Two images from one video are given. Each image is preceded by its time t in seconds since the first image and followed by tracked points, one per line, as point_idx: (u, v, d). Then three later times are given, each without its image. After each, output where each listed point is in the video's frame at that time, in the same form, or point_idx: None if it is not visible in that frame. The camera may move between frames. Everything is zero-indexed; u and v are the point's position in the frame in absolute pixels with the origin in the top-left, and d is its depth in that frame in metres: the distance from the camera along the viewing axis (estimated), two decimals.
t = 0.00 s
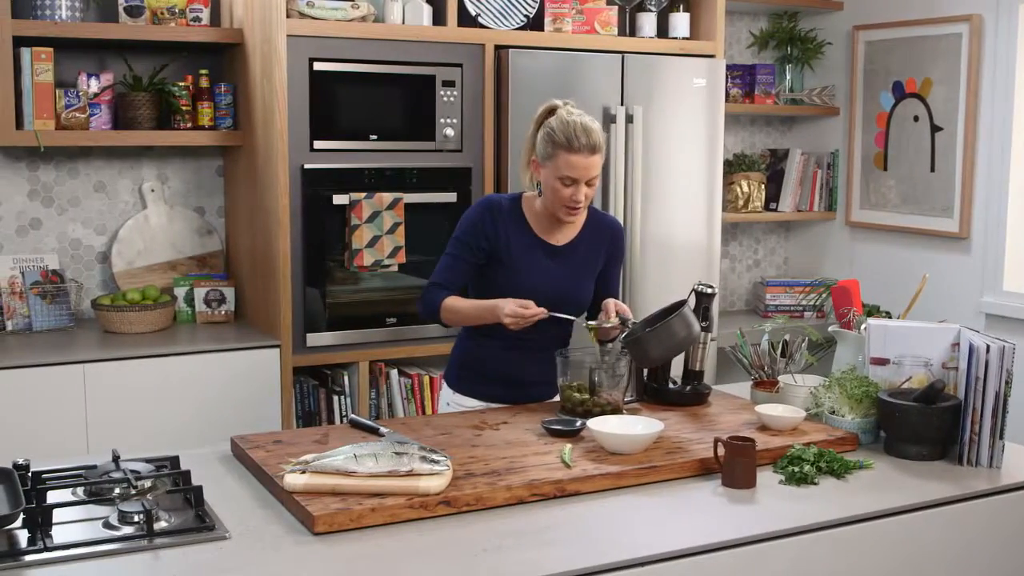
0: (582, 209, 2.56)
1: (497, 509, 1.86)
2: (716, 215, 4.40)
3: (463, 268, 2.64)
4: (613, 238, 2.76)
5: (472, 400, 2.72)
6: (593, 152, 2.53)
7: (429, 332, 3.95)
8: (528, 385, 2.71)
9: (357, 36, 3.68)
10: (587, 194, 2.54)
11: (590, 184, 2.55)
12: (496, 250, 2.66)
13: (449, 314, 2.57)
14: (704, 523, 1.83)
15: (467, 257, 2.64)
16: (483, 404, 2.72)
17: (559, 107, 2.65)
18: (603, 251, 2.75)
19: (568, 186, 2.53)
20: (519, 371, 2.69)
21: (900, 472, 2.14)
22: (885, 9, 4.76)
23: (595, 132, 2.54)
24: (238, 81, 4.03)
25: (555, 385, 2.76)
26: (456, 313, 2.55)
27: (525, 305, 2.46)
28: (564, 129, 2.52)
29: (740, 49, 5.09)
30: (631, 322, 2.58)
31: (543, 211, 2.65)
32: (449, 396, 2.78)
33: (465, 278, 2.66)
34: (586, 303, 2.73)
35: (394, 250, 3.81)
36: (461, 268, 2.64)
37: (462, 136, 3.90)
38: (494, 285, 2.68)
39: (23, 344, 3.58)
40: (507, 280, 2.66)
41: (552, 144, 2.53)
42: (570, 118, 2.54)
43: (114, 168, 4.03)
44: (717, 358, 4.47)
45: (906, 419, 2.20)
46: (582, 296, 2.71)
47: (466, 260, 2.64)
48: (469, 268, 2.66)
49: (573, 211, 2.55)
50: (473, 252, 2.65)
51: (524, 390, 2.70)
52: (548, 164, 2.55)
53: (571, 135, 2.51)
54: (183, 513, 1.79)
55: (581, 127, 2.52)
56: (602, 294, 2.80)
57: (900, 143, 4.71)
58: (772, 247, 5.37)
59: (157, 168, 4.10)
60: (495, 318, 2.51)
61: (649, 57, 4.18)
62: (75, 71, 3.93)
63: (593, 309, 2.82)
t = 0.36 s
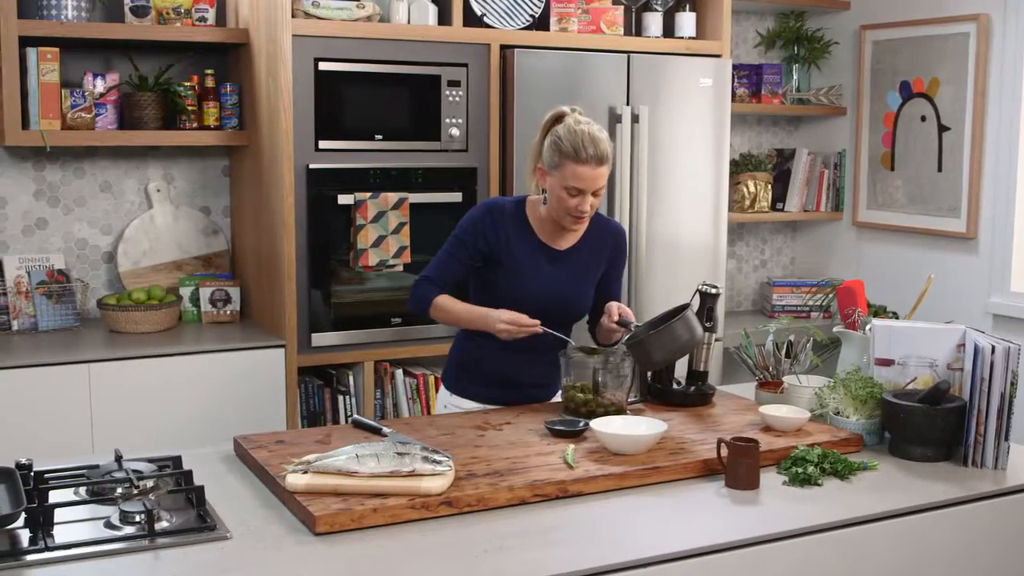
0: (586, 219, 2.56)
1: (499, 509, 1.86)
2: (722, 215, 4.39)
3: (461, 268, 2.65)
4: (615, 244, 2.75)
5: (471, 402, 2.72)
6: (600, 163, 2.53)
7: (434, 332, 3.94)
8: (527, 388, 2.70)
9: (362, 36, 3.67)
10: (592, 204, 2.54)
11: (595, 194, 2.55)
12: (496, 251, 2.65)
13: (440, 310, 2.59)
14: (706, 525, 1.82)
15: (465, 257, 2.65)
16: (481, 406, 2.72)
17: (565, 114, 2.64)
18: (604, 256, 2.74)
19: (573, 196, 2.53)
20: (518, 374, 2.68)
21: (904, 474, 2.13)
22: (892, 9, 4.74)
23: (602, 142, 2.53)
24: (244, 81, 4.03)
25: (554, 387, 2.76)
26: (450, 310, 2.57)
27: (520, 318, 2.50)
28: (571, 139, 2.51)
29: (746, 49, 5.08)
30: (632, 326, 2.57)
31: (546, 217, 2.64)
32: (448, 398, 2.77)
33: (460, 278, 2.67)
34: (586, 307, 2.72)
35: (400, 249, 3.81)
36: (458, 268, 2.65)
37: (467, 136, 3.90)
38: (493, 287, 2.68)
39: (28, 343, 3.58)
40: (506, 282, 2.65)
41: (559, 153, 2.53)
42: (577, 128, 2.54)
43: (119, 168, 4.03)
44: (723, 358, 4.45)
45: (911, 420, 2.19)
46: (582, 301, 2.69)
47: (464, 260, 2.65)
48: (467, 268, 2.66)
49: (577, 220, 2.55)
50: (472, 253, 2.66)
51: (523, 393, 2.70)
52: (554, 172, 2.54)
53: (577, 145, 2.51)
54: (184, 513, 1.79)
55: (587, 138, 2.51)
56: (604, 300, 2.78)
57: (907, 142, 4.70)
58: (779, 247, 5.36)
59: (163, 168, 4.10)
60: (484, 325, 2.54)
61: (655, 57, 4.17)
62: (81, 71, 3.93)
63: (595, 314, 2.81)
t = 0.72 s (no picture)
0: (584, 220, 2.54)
1: (500, 509, 1.85)
2: (726, 215, 4.38)
3: (458, 270, 2.64)
4: (611, 244, 2.75)
5: (466, 404, 2.72)
6: (598, 163, 2.51)
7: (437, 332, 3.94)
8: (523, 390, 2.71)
9: (366, 36, 3.67)
10: (590, 205, 2.53)
11: (593, 194, 2.53)
12: (493, 254, 2.65)
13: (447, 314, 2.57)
14: (708, 526, 1.82)
15: (463, 259, 2.64)
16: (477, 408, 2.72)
17: (562, 115, 2.63)
18: (601, 257, 2.74)
19: (571, 196, 2.51)
20: (515, 377, 2.68)
21: (907, 475, 2.12)
22: (898, 8, 4.73)
23: (599, 142, 2.52)
24: (248, 80, 4.03)
25: (549, 388, 2.76)
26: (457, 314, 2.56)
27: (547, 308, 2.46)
28: (568, 139, 2.50)
29: (751, 48, 5.07)
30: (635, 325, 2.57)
31: (544, 218, 2.62)
32: (441, 401, 2.77)
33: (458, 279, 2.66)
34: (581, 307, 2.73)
35: (403, 249, 3.79)
36: (456, 271, 2.64)
37: (471, 136, 3.90)
38: (489, 289, 2.68)
39: (32, 343, 3.59)
40: (502, 284, 2.65)
41: (556, 153, 2.51)
42: (574, 128, 2.52)
43: (124, 168, 4.03)
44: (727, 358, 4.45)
45: (914, 421, 2.18)
46: (577, 301, 2.70)
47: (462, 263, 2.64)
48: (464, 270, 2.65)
49: (575, 221, 2.54)
50: (469, 254, 2.65)
51: (519, 395, 2.70)
52: (551, 173, 2.53)
53: (575, 145, 2.49)
54: (184, 513, 1.79)
55: (585, 139, 2.50)
56: (600, 300, 2.79)
57: (912, 142, 4.68)
58: (784, 247, 5.34)
59: (167, 167, 4.10)
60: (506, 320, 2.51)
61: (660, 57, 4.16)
62: (85, 71, 3.94)
63: (590, 313, 2.82)
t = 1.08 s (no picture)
0: (581, 209, 2.54)
1: (500, 510, 1.84)
2: (731, 215, 4.37)
3: (454, 266, 2.65)
4: (609, 239, 2.74)
5: (466, 403, 2.72)
6: (592, 151, 2.51)
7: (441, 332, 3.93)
8: (524, 390, 2.70)
9: (369, 36, 3.67)
10: (586, 193, 2.53)
11: (589, 183, 2.53)
12: (490, 249, 2.65)
13: (441, 306, 2.60)
14: (709, 526, 1.81)
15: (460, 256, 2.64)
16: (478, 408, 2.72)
17: (553, 108, 2.64)
18: (599, 252, 2.73)
19: (567, 186, 2.51)
20: (515, 376, 2.68)
21: (910, 476, 2.11)
22: (903, 8, 4.71)
23: (592, 130, 2.52)
24: (251, 80, 4.03)
25: (551, 389, 2.75)
26: (452, 308, 2.57)
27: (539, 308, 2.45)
28: (560, 129, 2.51)
29: (756, 48, 5.06)
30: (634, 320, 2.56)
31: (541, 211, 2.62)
32: (444, 400, 2.76)
33: (456, 277, 2.66)
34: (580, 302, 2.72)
35: (406, 249, 3.78)
36: (452, 267, 2.65)
37: (475, 136, 3.89)
38: (487, 285, 2.68)
39: (36, 342, 3.59)
40: (500, 280, 2.65)
41: (549, 144, 2.51)
42: (567, 118, 2.53)
43: (128, 168, 4.04)
44: (732, 359, 4.44)
45: (916, 422, 2.17)
46: (575, 296, 2.70)
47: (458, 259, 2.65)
48: (460, 266, 2.66)
49: (572, 211, 2.54)
50: (466, 252, 2.65)
51: (520, 393, 2.70)
52: (546, 164, 2.53)
53: (569, 135, 2.49)
54: (184, 513, 1.78)
55: (578, 127, 2.50)
56: (600, 296, 2.78)
57: (917, 142, 4.67)
58: (789, 247, 5.33)
59: (171, 167, 4.10)
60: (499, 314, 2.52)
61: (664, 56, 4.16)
62: (90, 71, 3.94)
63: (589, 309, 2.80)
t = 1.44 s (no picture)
0: (585, 198, 2.53)
1: (501, 511, 1.84)
2: (736, 215, 4.36)
3: (467, 266, 2.66)
4: (620, 230, 2.73)
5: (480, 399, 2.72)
6: (593, 139, 2.52)
7: (445, 332, 3.93)
8: (536, 384, 2.69)
9: (373, 36, 3.67)
10: (589, 181, 2.52)
11: (592, 172, 2.53)
12: (499, 246, 2.65)
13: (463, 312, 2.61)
14: (711, 528, 1.80)
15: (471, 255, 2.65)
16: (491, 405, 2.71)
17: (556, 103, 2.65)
18: (610, 245, 2.72)
19: (569, 173, 2.51)
20: (527, 370, 2.67)
21: (913, 477, 2.10)
22: (909, 7, 4.70)
23: (593, 119, 2.53)
24: (255, 80, 4.02)
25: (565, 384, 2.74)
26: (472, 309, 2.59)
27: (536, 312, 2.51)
28: (560, 118, 2.52)
29: (761, 48, 5.05)
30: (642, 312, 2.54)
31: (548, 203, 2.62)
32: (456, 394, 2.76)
33: (468, 275, 2.67)
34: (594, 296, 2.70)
35: (410, 249, 3.79)
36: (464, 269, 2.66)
37: (479, 136, 3.89)
38: (499, 282, 2.67)
39: (40, 342, 3.59)
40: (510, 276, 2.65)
41: (550, 133, 2.53)
42: (568, 108, 2.54)
43: (132, 168, 4.04)
44: (736, 359, 4.42)
45: (919, 423, 2.16)
46: (589, 289, 2.68)
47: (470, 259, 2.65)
48: (473, 268, 2.67)
49: (575, 199, 2.53)
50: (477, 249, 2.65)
51: (535, 388, 2.69)
52: (548, 153, 2.54)
53: (569, 123, 2.51)
54: (185, 513, 1.78)
55: (578, 116, 2.51)
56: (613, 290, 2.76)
57: (922, 142, 4.66)
58: (794, 247, 5.32)
59: (175, 167, 4.10)
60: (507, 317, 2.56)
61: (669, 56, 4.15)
62: (94, 70, 3.94)
63: (606, 303, 2.79)
